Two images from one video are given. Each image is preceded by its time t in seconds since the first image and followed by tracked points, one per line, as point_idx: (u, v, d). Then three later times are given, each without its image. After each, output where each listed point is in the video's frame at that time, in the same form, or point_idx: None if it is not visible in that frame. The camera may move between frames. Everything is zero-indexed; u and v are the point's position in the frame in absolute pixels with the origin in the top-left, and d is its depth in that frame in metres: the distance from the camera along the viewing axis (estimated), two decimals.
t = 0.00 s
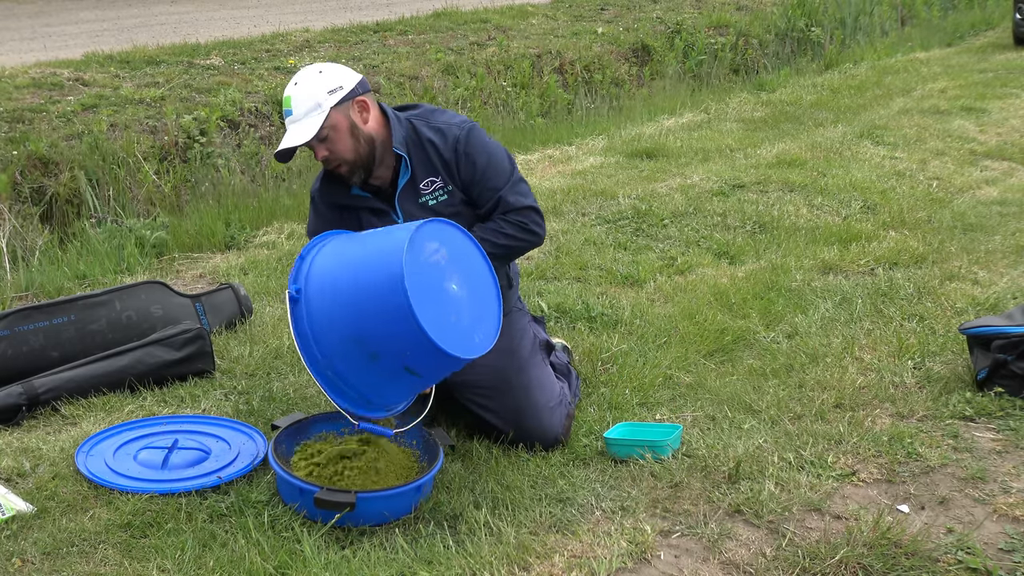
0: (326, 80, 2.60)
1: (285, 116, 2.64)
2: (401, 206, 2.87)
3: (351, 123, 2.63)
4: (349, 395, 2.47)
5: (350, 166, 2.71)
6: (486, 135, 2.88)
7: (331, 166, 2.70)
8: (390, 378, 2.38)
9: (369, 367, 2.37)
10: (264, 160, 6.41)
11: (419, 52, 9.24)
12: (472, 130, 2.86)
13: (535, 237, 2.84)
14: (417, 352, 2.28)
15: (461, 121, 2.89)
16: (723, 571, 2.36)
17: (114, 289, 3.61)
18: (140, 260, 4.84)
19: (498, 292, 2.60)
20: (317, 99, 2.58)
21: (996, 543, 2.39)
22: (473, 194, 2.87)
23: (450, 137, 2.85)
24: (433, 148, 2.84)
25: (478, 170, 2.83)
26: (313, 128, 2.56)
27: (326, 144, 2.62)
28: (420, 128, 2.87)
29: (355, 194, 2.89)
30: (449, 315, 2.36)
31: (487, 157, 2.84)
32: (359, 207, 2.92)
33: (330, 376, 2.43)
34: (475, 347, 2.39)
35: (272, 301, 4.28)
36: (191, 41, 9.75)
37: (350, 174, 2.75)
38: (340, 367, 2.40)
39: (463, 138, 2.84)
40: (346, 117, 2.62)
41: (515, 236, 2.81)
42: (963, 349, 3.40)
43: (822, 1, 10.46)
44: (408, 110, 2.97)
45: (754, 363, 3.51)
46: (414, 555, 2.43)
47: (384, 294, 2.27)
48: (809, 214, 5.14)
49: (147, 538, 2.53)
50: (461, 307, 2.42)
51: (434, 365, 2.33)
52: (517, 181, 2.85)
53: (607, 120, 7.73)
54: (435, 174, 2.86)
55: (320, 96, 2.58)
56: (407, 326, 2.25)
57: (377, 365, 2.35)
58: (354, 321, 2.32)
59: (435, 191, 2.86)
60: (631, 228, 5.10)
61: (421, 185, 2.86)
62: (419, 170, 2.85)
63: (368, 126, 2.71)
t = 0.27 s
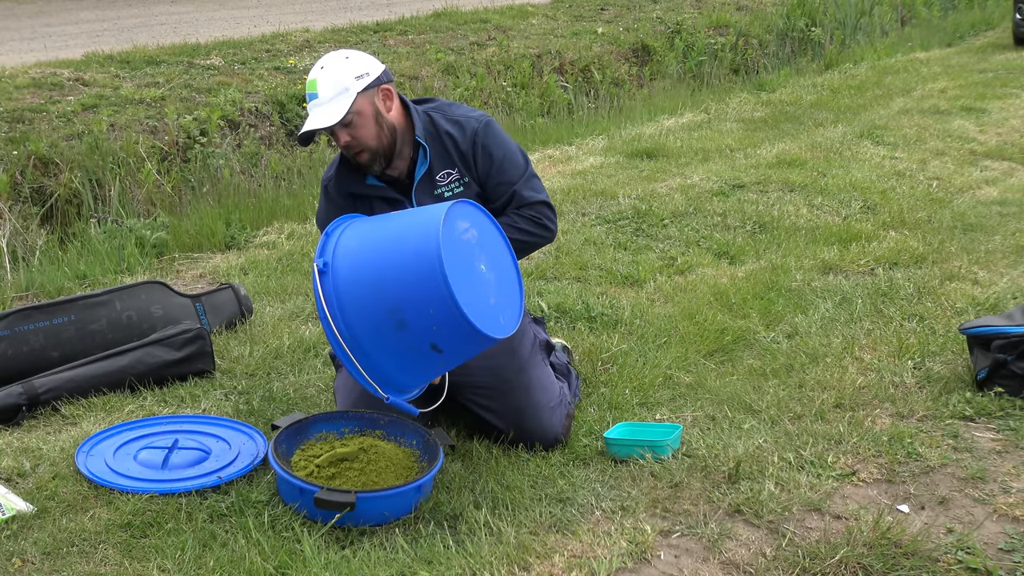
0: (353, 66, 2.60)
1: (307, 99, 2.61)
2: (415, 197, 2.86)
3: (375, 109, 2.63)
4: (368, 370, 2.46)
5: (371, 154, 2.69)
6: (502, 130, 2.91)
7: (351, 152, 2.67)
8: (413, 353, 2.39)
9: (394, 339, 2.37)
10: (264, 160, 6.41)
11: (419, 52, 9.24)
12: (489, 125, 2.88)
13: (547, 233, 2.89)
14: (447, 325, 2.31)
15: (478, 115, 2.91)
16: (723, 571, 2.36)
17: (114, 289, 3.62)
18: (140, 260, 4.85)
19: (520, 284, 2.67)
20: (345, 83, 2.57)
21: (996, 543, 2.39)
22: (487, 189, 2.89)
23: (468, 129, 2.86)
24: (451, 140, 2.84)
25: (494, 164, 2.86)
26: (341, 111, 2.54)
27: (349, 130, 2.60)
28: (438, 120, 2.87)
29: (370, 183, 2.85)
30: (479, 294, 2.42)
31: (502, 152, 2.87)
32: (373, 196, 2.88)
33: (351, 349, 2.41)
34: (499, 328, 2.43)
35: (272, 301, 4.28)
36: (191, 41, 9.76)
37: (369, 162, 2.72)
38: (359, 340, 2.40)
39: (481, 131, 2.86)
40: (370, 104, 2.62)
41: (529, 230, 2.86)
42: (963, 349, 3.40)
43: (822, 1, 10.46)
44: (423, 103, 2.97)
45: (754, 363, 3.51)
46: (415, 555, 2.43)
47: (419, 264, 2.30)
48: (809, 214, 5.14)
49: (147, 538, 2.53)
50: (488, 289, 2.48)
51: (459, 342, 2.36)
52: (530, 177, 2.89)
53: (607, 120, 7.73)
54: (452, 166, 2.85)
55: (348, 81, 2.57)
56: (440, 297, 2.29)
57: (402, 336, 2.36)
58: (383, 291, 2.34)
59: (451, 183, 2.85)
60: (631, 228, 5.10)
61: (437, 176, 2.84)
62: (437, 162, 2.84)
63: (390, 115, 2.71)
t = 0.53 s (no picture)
0: (362, 63, 2.60)
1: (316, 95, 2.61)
2: (420, 196, 2.86)
3: (383, 107, 2.63)
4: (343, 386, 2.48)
5: (378, 151, 2.70)
6: (507, 130, 2.90)
7: (358, 150, 2.68)
8: (379, 369, 2.38)
9: (359, 354, 2.37)
10: (264, 160, 6.41)
11: (419, 52, 9.24)
12: (494, 125, 2.88)
13: (549, 236, 2.87)
14: (406, 342, 2.28)
15: (484, 115, 2.90)
16: (723, 571, 2.36)
17: (114, 289, 3.62)
18: (140, 260, 4.85)
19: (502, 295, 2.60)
20: (355, 81, 2.57)
21: (996, 543, 2.39)
22: (489, 189, 2.88)
23: (473, 129, 2.85)
24: (457, 139, 2.84)
25: (497, 164, 2.85)
26: (350, 109, 2.54)
27: (357, 127, 2.60)
28: (443, 119, 2.87)
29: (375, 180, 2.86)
30: (445, 309, 2.37)
31: (505, 153, 2.86)
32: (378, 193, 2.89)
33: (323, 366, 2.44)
34: (467, 343, 2.38)
35: (272, 301, 4.28)
36: (191, 41, 9.76)
37: (376, 159, 2.73)
38: (329, 355, 2.42)
39: (486, 131, 2.85)
40: (378, 102, 2.62)
41: (531, 233, 2.84)
42: (963, 349, 3.40)
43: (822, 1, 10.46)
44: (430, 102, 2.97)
45: (754, 363, 3.51)
46: (414, 555, 2.42)
47: (375, 280, 2.28)
48: (809, 214, 5.14)
49: (147, 538, 2.53)
50: (457, 302, 2.43)
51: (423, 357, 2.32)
52: (533, 179, 2.88)
53: (607, 120, 7.73)
54: (457, 165, 2.85)
55: (357, 78, 2.57)
56: (396, 313, 2.26)
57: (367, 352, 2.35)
58: (345, 307, 2.34)
59: (456, 182, 2.85)
60: (631, 228, 5.10)
61: (441, 175, 2.85)
62: (442, 160, 2.84)
63: (399, 113, 2.71)
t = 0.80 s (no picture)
0: (356, 66, 2.60)
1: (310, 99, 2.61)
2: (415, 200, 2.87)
3: (377, 110, 2.63)
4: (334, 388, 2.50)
5: (373, 155, 2.70)
6: (502, 135, 2.89)
7: (352, 153, 2.68)
8: (373, 381, 2.41)
9: (356, 366, 2.39)
10: (264, 160, 6.41)
11: (419, 52, 9.24)
12: (489, 130, 2.87)
13: (541, 245, 2.85)
14: (398, 362, 2.30)
15: (479, 120, 2.89)
16: (723, 571, 2.36)
17: (114, 289, 3.61)
18: (140, 260, 4.85)
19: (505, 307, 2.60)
20: (348, 83, 2.57)
21: (996, 543, 2.39)
22: (483, 194, 2.87)
23: (467, 133, 2.85)
24: (451, 144, 2.84)
25: (491, 169, 2.84)
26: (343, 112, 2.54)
27: (351, 130, 2.61)
28: (438, 122, 2.87)
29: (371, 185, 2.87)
30: (442, 330, 2.38)
31: (500, 158, 2.85)
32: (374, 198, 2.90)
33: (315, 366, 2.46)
34: (462, 366, 2.40)
35: (272, 301, 4.28)
36: (191, 41, 9.76)
37: (371, 164, 2.74)
38: (323, 360, 2.43)
39: (481, 136, 2.85)
40: (373, 105, 2.62)
41: (525, 239, 2.82)
42: (963, 349, 3.40)
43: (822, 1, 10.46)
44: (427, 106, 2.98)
45: (754, 363, 3.51)
46: (414, 555, 2.42)
47: (375, 300, 2.28)
48: (809, 214, 5.14)
49: (147, 538, 2.53)
50: (457, 323, 2.43)
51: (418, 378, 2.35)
52: (526, 187, 2.87)
53: (607, 120, 7.73)
54: (451, 170, 2.85)
55: (350, 81, 2.57)
56: (394, 337, 2.26)
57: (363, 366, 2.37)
58: (344, 320, 2.34)
59: (450, 186, 2.85)
60: (631, 228, 5.10)
61: (436, 180, 2.85)
62: (436, 165, 2.84)
63: (392, 116, 2.73)
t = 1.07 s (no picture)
0: (357, 65, 2.60)
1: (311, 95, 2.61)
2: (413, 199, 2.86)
3: (378, 108, 2.63)
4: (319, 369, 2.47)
5: (371, 153, 2.70)
6: (502, 138, 2.89)
7: (352, 151, 2.68)
8: (356, 361, 2.39)
9: (343, 344, 2.37)
10: (264, 160, 6.41)
11: (419, 52, 9.24)
12: (489, 133, 2.86)
13: (534, 251, 2.84)
14: (386, 340, 2.29)
15: (480, 123, 2.89)
16: (723, 571, 2.36)
17: (114, 289, 3.61)
18: (140, 260, 4.85)
19: (497, 299, 2.59)
20: (349, 81, 2.57)
21: (996, 543, 2.39)
22: (480, 197, 2.87)
23: (467, 135, 2.85)
24: (450, 146, 2.83)
25: (489, 172, 2.83)
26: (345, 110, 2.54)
27: (351, 128, 2.61)
28: (437, 123, 2.86)
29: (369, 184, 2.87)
30: (430, 313, 2.37)
31: (499, 161, 2.85)
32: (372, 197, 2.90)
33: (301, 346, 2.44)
34: (448, 352, 2.39)
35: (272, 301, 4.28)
36: (191, 41, 9.76)
37: (369, 161, 2.73)
38: (308, 338, 2.42)
39: (480, 138, 2.84)
40: (374, 103, 2.62)
41: (522, 244, 2.81)
42: (963, 349, 3.40)
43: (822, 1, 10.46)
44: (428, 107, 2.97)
45: (754, 363, 3.51)
46: (415, 555, 2.42)
47: (366, 274, 2.28)
48: (809, 214, 5.15)
49: (147, 538, 2.53)
50: (446, 306, 2.42)
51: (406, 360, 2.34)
52: (524, 192, 2.87)
53: (607, 120, 7.73)
54: (450, 171, 2.84)
55: (352, 80, 2.57)
56: (384, 312, 2.25)
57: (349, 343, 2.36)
58: (333, 294, 2.33)
59: (448, 188, 2.85)
60: (631, 228, 5.10)
61: (434, 181, 2.84)
62: (435, 166, 2.84)
63: (393, 115, 2.73)
